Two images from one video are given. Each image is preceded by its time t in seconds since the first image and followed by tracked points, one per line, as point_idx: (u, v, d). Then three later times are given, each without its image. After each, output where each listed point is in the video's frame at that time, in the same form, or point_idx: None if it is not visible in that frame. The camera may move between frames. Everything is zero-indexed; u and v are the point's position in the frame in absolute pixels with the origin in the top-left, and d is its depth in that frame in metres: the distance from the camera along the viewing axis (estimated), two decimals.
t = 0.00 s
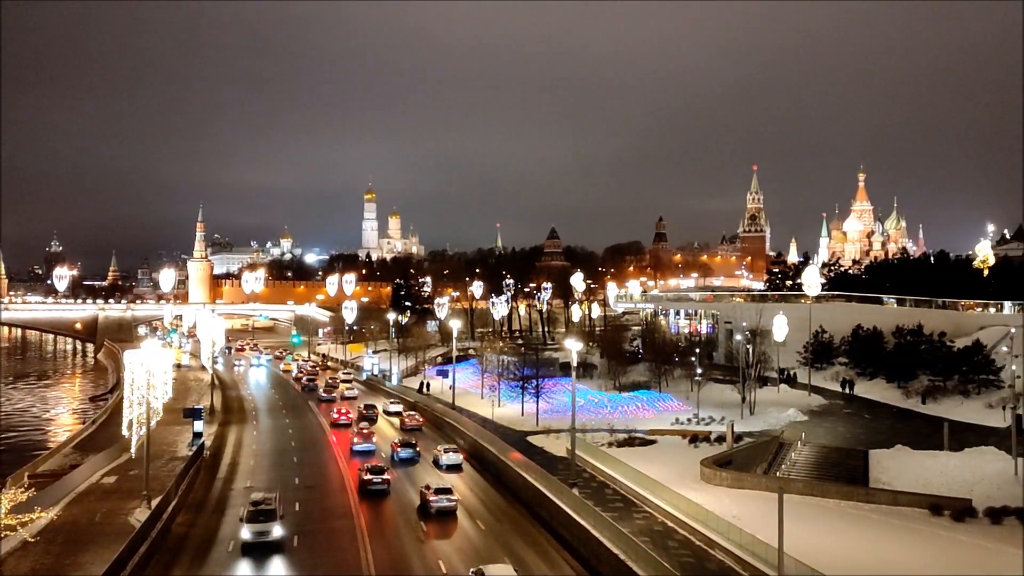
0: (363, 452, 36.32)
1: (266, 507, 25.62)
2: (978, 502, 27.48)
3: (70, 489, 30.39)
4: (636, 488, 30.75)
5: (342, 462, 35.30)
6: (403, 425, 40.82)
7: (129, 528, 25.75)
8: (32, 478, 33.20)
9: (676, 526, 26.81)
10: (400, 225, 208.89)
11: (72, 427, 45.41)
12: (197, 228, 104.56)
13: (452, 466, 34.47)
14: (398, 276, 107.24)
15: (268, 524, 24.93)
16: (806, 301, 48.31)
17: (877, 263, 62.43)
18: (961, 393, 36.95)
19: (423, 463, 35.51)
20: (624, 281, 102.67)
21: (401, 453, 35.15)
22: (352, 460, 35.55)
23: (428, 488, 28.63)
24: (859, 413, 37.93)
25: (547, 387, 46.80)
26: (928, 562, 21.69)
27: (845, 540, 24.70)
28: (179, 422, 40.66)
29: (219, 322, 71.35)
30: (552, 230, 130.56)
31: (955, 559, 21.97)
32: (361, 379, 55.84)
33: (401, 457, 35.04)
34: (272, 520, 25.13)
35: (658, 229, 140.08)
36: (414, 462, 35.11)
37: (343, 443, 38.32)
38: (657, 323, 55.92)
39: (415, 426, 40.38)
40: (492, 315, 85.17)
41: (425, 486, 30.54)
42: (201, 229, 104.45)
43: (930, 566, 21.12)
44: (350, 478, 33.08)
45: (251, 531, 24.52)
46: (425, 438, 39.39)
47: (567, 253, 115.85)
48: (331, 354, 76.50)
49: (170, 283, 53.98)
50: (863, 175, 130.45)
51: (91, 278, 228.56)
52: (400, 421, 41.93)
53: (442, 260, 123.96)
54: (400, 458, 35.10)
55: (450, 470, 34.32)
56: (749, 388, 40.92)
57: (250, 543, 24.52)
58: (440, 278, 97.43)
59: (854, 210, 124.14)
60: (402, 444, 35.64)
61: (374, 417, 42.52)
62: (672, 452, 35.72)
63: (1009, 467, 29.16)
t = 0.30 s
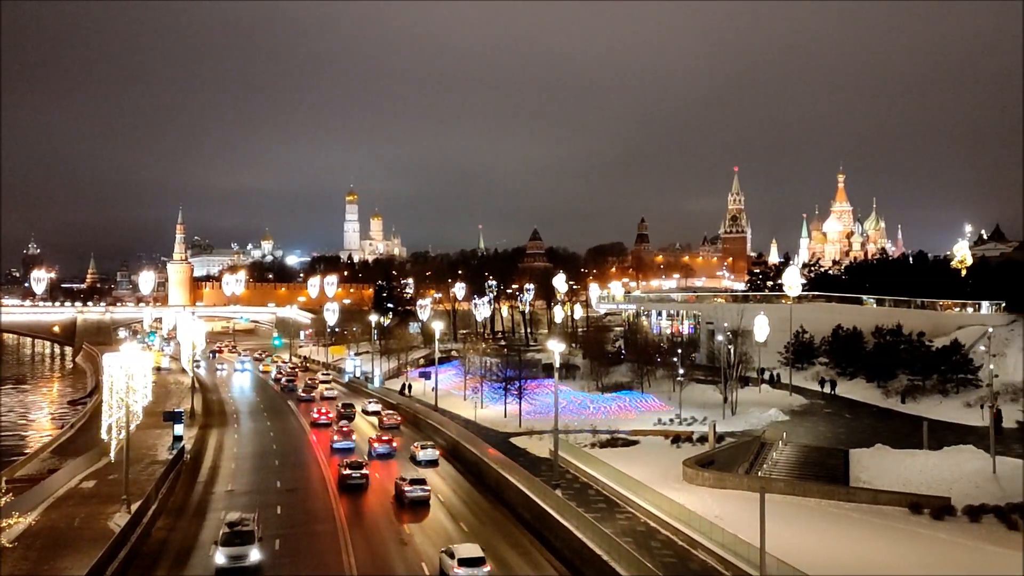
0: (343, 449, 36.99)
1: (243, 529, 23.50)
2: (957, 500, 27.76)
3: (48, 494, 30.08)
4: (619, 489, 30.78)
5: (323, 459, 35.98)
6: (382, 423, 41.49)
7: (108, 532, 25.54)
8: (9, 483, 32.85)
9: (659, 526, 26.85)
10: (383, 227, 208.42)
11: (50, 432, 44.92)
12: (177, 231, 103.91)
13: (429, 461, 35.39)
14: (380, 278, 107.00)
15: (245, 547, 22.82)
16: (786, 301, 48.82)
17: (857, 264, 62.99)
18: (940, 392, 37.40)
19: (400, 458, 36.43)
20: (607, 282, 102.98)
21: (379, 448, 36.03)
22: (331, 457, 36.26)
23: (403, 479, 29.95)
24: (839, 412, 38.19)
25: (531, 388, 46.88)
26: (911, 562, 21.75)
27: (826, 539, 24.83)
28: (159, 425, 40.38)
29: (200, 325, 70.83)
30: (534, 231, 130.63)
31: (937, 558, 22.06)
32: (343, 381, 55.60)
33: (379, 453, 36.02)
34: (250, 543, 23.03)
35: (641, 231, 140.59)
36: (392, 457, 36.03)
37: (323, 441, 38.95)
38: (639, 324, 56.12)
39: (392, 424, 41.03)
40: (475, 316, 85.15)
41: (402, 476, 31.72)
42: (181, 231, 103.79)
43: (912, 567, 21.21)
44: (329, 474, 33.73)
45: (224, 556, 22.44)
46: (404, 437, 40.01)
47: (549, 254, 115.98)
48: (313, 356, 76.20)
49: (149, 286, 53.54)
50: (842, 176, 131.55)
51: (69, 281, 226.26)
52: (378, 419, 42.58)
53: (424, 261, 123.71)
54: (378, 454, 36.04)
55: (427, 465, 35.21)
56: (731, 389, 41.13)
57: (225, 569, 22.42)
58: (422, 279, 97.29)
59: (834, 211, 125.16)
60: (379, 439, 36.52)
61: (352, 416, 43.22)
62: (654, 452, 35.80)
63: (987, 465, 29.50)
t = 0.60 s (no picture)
0: (323, 446, 37.80)
1: (220, 555, 21.60)
2: (937, 498, 27.98)
3: (27, 498, 29.78)
4: (602, 489, 30.82)
5: (304, 456, 36.82)
6: (361, 421, 42.28)
7: (89, 537, 25.32)
8: None
9: (643, 526, 26.89)
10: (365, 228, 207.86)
11: (29, 435, 44.42)
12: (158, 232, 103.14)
13: (407, 458, 36.34)
14: (363, 279, 106.64)
15: None
16: (768, 302, 49.23)
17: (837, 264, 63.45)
18: (920, 391, 37.74)
19: (379, 454, 37.37)
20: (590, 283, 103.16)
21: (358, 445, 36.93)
22: (312, 454, 37.06)
23: (378, 471, 31.45)
24: (821, 412, 38.42)
25: (514, 389, 46.90)
26: (893, 561, 21.83)
27: (809, 538, 24.94)
28: (139, 428, 40.07)
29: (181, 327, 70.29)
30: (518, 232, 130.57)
31: (920, 557, 22.13)
32: (325, 383, 55.32)
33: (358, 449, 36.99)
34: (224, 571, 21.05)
35: (624, 231, 140.93)
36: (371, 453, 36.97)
37: (303, 439, 39.64)
38: (622, 325, 56.26)
39: (372, 423, 41.70)
40: (459, 318, 85.05)
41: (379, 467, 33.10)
42: (162, 233, 103.02)
43: (893, 565, 21.33)
44: (310, 471, 34.48)
45: None
46: (383, 435, 40.69)
47: (533, 255, 116.01)
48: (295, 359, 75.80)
49: (130, 288, 53.03)
50: (823, 177, 132.46)
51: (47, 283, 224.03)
52: (358, 418, 43.28)
53: (407, 262, 123.42)
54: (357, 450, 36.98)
55: (405, 461, 36.10)
56: (714, 389, 41.31)
57: None
58: (405, 280, 97.06)
59: (815, 211, 125.90)
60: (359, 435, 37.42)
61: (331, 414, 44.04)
62: (637, 453, 35.85)
63: (966, 463, 29.78)
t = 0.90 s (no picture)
0: (304, 443, 38.52)
1: None
2: (920, 497, 28.12)
3: (8, 502, 29.48)
4: (588, 490, 30.83)
5: (286, 452, 37.55)
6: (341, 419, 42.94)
7: (70, 541, 25.13)
8: None
9: (627, 526, 26.94)
10: (349, 230, 207.31)
11: (9, 439, 43.91)
12: (140, 234, 102.49)
13: (386, 454, 37.27)
14: (347, 280, 106.29)
15: None
16: (752, 302, 49.55)
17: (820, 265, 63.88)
18: (902, 391, 38.06)
19: (358, 450, 38.21)
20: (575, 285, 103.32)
21: (338, 441, 37.75)
22: (294, 450, 37.77)
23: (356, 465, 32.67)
24: (804, 412, 38.64)
25: (499, 390, 46.92)
26: (877, 560, 21.92)
27: (793, 537, 25.06)
28: (122, 431, 39.76)
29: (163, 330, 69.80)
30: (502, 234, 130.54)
31: (903, 555, 22.24)
32: (309, 386, 55.05)
33: (338, 445, 37.81)
34: None
35: (608, 232, 141.23)
36: (351, 449, 37.76)
37: (286, 437, 40.19)
38: (607, 326, 56.41)
39: (352, 421, 42.31)
40: (443, 319, 85.00)
41: (358, 461, 34.27)
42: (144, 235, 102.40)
43: (877, 564, 21.40)
44: (293, 468, 35.15)
45: None
46: (362, 433, 41.30)
47: (517, 256, 116.06)
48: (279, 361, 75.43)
49: (111, 291, 52.54)
50: (806, 179, 133.30)
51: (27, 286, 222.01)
52: (339, 416, 43.90)
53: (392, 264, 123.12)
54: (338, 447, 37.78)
55: (384, 457, 36.99)
56: (698, 389, 41.46)
57: None
58: (389, 282, 96.85)
59: (798, 213, 126.73)
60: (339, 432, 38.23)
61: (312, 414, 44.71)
62: (621, 453, 35.92)
63: (948, 462, 29.99)
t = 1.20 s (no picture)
0: (287, 440, 39.31)
1: None
2: (904, 495, 28.31)
3: None
4: (575, 491, 30.83)
5: (270, 449, 38.28)
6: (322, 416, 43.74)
7: (54, 544, 24.92)
8: None
9: (615, 527, 26.98)
10: (335, 230, 206.68)
11: None
12: (124, 234, 101.82)
13: (366, 450, 38.17)
14: (333, 281, 106.07)
15: None
16: (738, 302, 49.75)
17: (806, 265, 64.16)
18: (887, 390, 38.25)
19: (340, 446, 39.13)
20: (561, 284, 103.49)
21: (320, 437, 38.69)
22: (277, 446, 38.57)
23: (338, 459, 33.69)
24: (789, 411, 38.83)
25: (486, 390, 46.93)
26: (861, 558, 22.05)
27: (779, 536, 25.16)
28: (106, 433, 39.54)
29: (148, 331, 69.38)
30: (489, 235, 130.49)
31: (889, 554, 22.34)
32: (295, 387, 54.90)
33: (320, 440, 38.74)
34: None
35: (594, 232, 141.45)
36: (332, 445, 38.69)
37: (269, 435, 40.81)
38: (594, 326, 56.52)
39: (335, 419, 42.92)
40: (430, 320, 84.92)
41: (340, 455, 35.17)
42: (128, 235, 101.78)
43: (863, 563, 21.51)
44: (277, 463, 35.98)
45: None
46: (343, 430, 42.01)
47: (504, 256, 116.09)
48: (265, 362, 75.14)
49: (95, 291, 52.13)
50: (791, 179, 134.00)
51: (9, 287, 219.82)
52: (321, 414, 44.52)
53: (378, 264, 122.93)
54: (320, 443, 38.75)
55: (365, 453, 37.95)
56: (684, 389, 41.59)
57: None
58: (376, 282, 96.63)
59: (784, 213, 127.17)
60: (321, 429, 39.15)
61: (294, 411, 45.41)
62: (608, 453, 35.98)
63: (932, 461, 30.23)
